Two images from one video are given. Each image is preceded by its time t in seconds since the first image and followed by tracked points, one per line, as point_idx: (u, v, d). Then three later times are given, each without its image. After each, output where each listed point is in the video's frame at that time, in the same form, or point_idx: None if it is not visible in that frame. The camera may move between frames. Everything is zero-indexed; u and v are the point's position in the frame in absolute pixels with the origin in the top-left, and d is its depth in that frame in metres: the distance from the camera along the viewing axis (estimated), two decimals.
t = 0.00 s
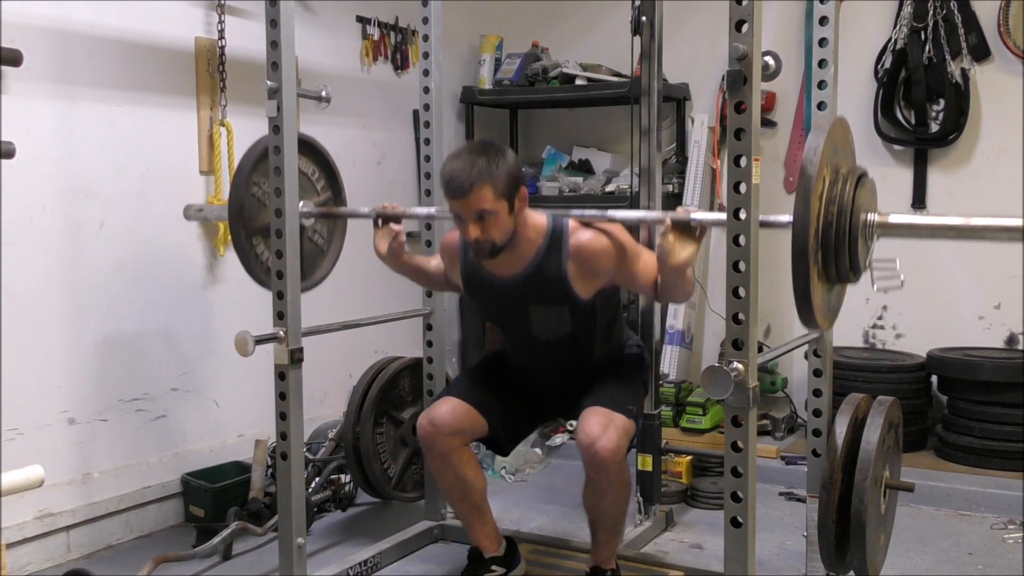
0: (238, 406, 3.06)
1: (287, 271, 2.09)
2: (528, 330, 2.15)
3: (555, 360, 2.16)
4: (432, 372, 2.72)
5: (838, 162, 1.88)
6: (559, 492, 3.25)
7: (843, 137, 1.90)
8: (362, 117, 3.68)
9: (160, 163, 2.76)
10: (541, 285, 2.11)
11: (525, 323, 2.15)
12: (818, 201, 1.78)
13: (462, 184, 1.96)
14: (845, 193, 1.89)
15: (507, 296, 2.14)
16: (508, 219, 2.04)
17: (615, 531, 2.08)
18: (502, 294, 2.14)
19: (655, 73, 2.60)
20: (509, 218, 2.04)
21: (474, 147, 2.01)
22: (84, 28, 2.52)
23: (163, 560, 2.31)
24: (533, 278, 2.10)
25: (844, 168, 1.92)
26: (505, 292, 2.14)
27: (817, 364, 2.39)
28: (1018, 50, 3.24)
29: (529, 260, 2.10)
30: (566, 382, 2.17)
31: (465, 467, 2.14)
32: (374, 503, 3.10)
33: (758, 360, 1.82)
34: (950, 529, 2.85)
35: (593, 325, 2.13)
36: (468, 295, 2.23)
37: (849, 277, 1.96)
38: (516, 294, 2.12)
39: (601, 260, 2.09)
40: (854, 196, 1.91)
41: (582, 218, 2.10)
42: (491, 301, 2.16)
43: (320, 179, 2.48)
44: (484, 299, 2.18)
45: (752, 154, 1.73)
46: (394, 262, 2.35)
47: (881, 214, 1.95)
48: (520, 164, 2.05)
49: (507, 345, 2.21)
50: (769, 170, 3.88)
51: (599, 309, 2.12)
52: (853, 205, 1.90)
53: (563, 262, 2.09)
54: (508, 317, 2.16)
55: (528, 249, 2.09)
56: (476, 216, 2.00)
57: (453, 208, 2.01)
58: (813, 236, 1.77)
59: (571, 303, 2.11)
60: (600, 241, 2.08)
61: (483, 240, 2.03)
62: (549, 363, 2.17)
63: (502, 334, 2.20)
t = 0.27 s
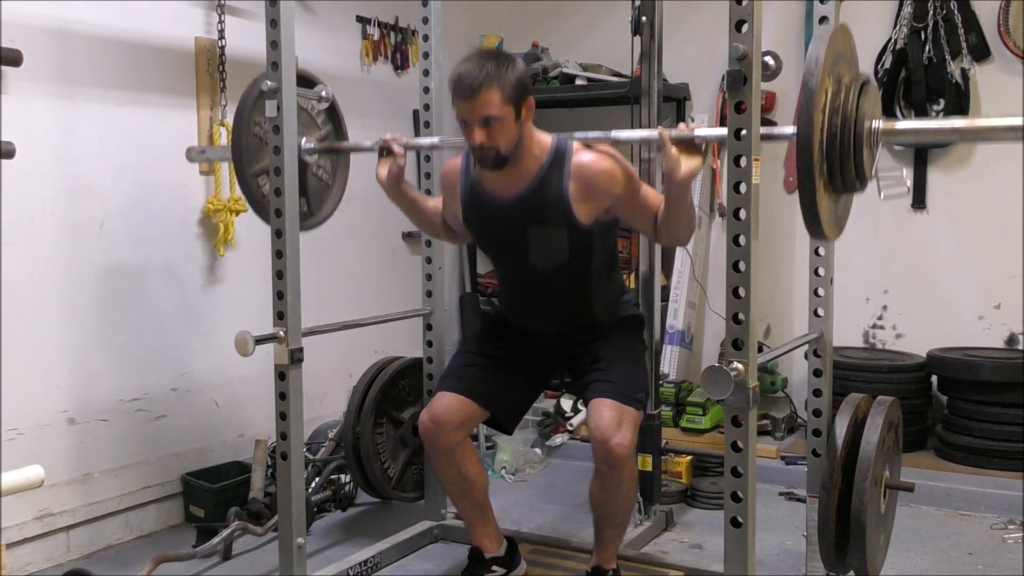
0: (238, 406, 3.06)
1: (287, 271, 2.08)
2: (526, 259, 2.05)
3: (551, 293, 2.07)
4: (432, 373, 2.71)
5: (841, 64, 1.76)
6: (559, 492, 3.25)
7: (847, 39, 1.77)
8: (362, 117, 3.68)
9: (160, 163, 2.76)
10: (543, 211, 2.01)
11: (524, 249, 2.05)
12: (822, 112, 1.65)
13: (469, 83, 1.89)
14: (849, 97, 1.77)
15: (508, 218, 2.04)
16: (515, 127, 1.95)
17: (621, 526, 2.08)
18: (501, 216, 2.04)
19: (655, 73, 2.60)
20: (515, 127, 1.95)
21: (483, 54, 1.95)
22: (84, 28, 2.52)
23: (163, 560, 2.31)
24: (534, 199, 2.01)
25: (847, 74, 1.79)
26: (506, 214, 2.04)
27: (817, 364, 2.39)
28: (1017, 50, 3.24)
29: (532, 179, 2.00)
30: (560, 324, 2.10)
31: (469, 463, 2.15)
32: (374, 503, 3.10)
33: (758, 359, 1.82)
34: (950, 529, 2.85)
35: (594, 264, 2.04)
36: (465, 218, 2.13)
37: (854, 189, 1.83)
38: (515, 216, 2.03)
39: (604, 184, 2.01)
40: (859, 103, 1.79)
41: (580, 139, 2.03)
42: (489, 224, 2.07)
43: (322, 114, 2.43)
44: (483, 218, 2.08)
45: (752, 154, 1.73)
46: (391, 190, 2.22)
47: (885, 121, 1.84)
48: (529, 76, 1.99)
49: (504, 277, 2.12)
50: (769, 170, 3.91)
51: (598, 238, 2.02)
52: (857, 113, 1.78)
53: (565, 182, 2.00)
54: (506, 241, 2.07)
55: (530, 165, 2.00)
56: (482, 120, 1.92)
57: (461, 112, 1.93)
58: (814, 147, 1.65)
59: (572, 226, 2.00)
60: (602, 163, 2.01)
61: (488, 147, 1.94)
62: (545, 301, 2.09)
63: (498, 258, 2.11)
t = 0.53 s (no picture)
0: (238, 406, 3.06)
1: (287, 271, 2.07)
2: (519, 158, 2.03)
3: (539, 199, 2.05)
4: (431, 372, 2.70)
5: None
6: (559, 492, 3.25)
7: None
8: (362, 116, 3.67)
9: (159, 163, 2.76)
10: (540, 106, 2.00)
11: (519, 148, 2.02)
12: None
13: None
14: None
15: (504, 112, 2.03)
16: (516, 22, 1.90)
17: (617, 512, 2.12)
18: (496, 113, 2.04)
19: (655, 73, 2.60)
20: (515, 21, 1.90)
21: None
22: (84, 28, 2.52)
23: (163, 560, 2.31)
24: (529, 94, 2.00)
25: None
26: (503, 109, 2.03)
27: (817, 364, 2.39)
28: (1018, 51, 3.23)
29: (530, 72, 1.99)
30: (547, 238, 2.07)
31: (475, 462, 2.21)
32: (374, 503, 3.10)
33: (758, 359, 1.82)
34: (950, 529, 2.85)
35: (586, 171, 2.03)
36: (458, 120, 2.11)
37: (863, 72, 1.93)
38: (509, 111, 2.02)
39: (603, 82, 1.99)
40: None
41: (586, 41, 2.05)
42: (482, 124, 2.06)
43: (319, 24, 2.54)
44: (478, 114, 2.06)
45: (752, 154, 1.73)
46: (388, 95, 2.21)
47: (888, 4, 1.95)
48: None
49: (491, 184, 2.10)
50: (769, 170, 3.90)
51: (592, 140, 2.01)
52: None
53: (564, 77, 1.99)
54: (497, 139, 2.05)
55: (529, 62, 1.99)
56: (483, 16, 1.86)
57: (460, 10, 1.87)
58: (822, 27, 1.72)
59: (567, 119, 1.99)
60: (604, 63, 2.00)
61: (490, 42, 1.88)
62: (534, 208, 2.06)
63: (489, 159, 2.08)
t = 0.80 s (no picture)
0: (238, 406, 3.06)
1: (287, 271, 2.07)
2: (518, 136, 2.04)
3: (538, 177, 2.06)
4: (432, 372, 2.70)
5: None
6: (559, 492, 3.25)
7: None
8: (362, 117, 3.67)
9: (159, 163, 2.76)
10: (542, 84, 2.00)
11: (518, 124, 2.04)
12: None
13: None
14: None
15: (506, 89, 2.04)
16: (519, 16, 1.92)
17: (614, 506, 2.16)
18: (500, 89, 2.05)
19: (655, 73, 2.60)
20: (518, 16, 1.92)
21: None
22: (84, 28, 2.52)
23: (163, 560, 2.31)
24: (533, 72, 2.01)
25: None
26: (504, 86, 2.04)
27: (817, 364, 2.39)
28: (1017, 51, 3.23)
29: (533, 53, 2.00)
30: (544, 218, 2.08)
31: (482, 466, 2.26)
32: (374, 503, 3.10)
33: (758, 359, 1.82)
34: (950, 529, 2.85)
35: (585, 150, 2.05)
36: (461, 96, 2.12)
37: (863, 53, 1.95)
38: (512, 88, 2.03)
39: (607, 63, 1.99)
40: None
41: (588, 22, 2.04)
42: (485, 100, 2.07)
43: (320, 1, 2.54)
44: (480, 91, 2.08)
45: (752, 153, 1.73)
46: (394, 73, 2.27)
47: None
48: None
49: (491, 159, 2.11)
50: (769, 170, 3.90)
51: (593, 120, 2.02)
52: None
53: (567, 57, 2.00)
54: (499, 115, 2.06)
55: (533, 43, 2.00)
56: (487, 20, 1.87)
57: (462, 14, 1.87)
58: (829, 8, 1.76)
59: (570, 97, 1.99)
60: (607, 44, 2.00)
61: (497, 44, 1.93)
62: (531, 188, 2.07)
63: (488, 137, 2.09)
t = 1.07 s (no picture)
0: (238, 406, 3.06)
1: (287, 271, 2.07)
2: (519, 129, 2.04)
3: (539, 171, 2.06)
4: (431, 372, 2.70)
5: None
6: (559, 492, 3.25)
7: None
8: (362, 117, 3.67)
9: (159, 163, 2.76)
10: (543, 77, 2.00)
11: (519, 119, 2.04)
12: None
13: None
14: None
15: (506, 82, 2.04)
16: (522, 10, 1.91)
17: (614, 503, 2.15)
18: (501, 84, 2.05)
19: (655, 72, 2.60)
20: (520, 11, 1.91)
21: None
22: (84, 29, 2.52)
23: (163, 560, 2.31)
24: (533, 67, 2.01)
25: None
26: (505, 79, 2.04)
27: (817, 364, 2.39)
28: (1017, 51, 3.23)
29: (535, 47, 2.00)
30: (544, 213, 2.08)
31: (488, 465, 2.27)
32: (374, 503, 3.10)
33: (757, 359, 1.82)
34: (950, 529, 2.85)
35: (585, 145, 2.05)
36: (463, 90, 2.12)
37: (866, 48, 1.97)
38: (513, 83, 2.03)
39: (609, 57, 2.00)
40: None
41: (590, 16, 2.05)
42: (487, 95, 2.07)
43: None
44: (480, 84, 2.08)
45: (752, 154, 1.73)
46: (392, 68, 2.27)
47: None
48: None
49: (492, 154, 2.11)
50: (769, 170, 3.89)
51: (594, 115, 2.02)
52: None
53: (569, 51, 1.99)
54: (500, 109, 2.06)
55: (535, 37, 2.00)
56: (488, 14, 1.87)
57: (464, 6, 1.87)
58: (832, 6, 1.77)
59: (571, 92, 1.99)
60: (610, 38, 2.01)
61: (497, 38, 1.92)
62: (531, 181, 2.07)
63: (489, 131, 2.09)
